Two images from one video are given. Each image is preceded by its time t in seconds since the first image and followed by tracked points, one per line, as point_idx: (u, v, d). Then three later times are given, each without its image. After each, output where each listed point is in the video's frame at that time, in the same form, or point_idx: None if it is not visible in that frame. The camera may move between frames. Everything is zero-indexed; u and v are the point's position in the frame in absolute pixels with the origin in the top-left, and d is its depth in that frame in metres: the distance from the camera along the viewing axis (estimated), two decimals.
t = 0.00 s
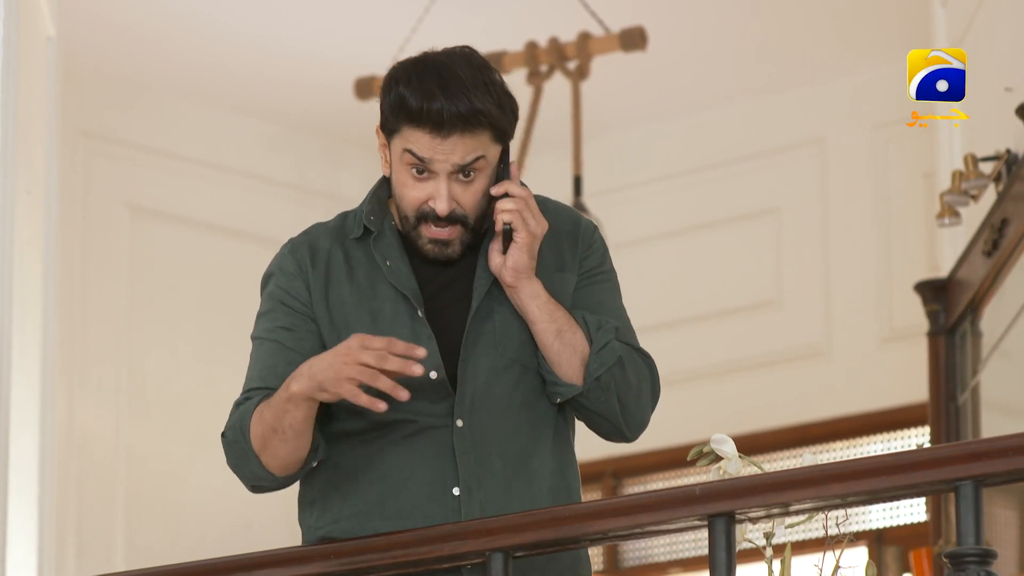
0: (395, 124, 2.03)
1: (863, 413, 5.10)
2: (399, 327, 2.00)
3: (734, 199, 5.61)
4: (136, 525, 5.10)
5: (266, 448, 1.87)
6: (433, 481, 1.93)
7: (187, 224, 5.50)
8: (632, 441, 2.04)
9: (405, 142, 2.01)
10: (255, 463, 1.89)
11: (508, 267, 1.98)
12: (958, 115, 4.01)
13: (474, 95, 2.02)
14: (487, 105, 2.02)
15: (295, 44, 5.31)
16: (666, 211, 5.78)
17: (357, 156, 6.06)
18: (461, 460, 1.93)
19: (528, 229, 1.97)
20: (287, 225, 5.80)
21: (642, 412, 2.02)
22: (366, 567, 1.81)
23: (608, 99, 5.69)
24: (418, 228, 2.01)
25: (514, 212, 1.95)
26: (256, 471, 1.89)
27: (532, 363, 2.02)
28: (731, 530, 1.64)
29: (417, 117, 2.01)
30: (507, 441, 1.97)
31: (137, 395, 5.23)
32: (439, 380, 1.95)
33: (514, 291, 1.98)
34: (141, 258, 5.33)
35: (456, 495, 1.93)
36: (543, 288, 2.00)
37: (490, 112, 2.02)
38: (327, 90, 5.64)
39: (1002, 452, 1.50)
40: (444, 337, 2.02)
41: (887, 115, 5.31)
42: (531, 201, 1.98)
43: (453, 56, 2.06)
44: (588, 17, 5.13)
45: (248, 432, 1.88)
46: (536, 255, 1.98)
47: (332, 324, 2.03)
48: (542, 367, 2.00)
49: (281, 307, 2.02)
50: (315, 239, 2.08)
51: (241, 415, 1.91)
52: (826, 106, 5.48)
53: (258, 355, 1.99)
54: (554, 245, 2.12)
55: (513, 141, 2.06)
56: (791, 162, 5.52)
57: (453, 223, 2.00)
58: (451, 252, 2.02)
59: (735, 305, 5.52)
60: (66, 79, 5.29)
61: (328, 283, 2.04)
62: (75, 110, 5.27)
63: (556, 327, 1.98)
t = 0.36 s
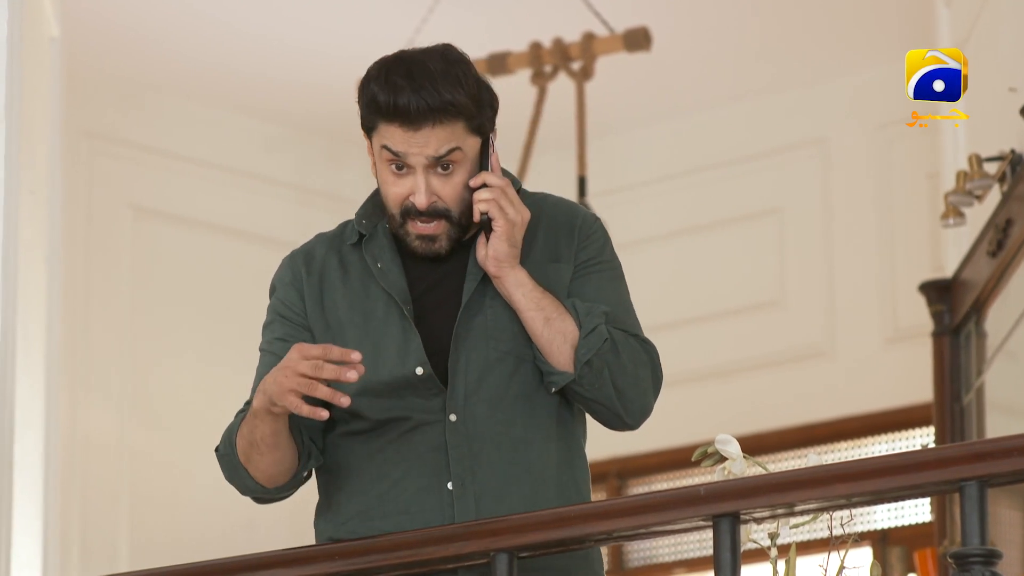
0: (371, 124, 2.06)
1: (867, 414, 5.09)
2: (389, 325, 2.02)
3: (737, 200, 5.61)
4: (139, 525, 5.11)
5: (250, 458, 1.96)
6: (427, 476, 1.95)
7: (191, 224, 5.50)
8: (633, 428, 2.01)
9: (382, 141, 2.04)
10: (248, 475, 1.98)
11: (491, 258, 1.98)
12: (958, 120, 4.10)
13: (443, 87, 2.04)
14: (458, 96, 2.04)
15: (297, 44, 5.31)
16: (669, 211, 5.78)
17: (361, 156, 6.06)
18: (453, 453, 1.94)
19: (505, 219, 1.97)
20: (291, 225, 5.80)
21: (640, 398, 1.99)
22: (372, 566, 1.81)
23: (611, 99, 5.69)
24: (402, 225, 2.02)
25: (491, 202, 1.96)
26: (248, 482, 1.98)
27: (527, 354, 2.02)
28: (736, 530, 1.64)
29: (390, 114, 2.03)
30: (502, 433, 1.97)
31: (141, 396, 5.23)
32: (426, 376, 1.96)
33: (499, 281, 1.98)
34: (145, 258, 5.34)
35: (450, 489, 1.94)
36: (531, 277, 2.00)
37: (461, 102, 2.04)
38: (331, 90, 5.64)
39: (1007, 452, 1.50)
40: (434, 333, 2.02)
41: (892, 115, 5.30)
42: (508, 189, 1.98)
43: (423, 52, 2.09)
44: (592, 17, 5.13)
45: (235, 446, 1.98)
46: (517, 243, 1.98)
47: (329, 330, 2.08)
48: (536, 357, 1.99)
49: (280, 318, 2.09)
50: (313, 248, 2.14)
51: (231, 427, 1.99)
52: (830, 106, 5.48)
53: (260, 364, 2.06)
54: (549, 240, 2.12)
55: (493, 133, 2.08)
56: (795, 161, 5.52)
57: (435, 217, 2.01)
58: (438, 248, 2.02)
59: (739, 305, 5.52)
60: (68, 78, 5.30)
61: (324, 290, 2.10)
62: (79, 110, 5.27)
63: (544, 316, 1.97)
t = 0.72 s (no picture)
0: (402, 104, 2.06)
1: (873, 414, 5.09)
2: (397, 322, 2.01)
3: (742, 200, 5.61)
4: (146, 526, 5.12)
5: (266, 450, 1.90)
6: (436, 472, 1.94)
7: (196, 225, 5.50)
8: (637, 433, 2.02)
9: (414, 122, 2.04)
10: (256, 467, 1.92)
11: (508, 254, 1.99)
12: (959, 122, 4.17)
13: (482, 79, 2.05)
14: (494, 91, 2.06)
15: (302, 44, 5.31)
16: (674, 211, 5.78)
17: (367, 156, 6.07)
18: (463, 449, 1.93)
19: (526, 216, 1.99)
20: (296, 225, 5.81)
21: (646, 400, 2.00)
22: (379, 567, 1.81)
23: (616, 99, 5.69)
24: (419, 210, 2.02)
25: (515, 198, 1.98)
26: (259, 475, 1.92)
27: (532, 354, 2.02)
28: (742, 531, 1.64)
29: (427, 96, 2.04)
30: (509, 430, 1.97)
31: (147, 397, 5.24)
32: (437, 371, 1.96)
33: (513, 279, 1.98)
34: (150, 259, 5.35)
35: (459, 484, 1.93)
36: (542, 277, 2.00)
37: (496, 97, 2.05)
38: (336, 90, 5.65)
39: (1013, 453, 1.50)
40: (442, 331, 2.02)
41: (897, 115, 5.30)
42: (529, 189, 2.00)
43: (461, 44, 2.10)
44: (596, 18, 5.13)
45: (246, 439, 1.92)
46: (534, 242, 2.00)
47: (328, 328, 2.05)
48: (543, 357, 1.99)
49: (274, 316, 2.06)
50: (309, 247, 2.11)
51: (240, 420, 1.94)
52: (835, 106, 5.48)
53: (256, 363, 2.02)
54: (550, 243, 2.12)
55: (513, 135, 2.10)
56: (800, 162, 5.52)
57: (454, 207, 2.01)
58: (449, 238, 2.02)
59: (744, 305, 5.52)
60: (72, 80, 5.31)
61: (322, 288, 2.07)
62: (85, 112, 5.28)
63: (557, 316, 1.97)
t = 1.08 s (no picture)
0: (447, 77, 2.12)
1: (872, 415, 5.09)
2: (414, 299, 2.02)
3: (743, 201, 5.60)
4: (145, 526, 5.12)
5: (250, 386, 1.85)
6: (462, 455, 1.97)
7: (196, 225, 5.50)
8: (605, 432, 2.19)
9: (460, 96, 2.10)
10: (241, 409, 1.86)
11: (537, 243, 2.13)
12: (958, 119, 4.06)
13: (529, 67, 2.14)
14: (534, 81, 2.14)
15: (301, 44, 5.30)
16: (674, 211, 5.78)
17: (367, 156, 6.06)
18: (488, 435, 1.98)
19: (555, 208, 2.16)
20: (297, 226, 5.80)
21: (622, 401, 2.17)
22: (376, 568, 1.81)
23: (616, 100, 5.68)
24: (450, 182, 2.07)
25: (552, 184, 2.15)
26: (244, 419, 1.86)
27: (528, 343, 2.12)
28: (740, 532, 1.64)
29: (478, 74, 2.10)
30: (520, 419, 2.04)
31: (147, 397, 5.24)
32: (464, 353, 2.01)
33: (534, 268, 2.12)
34: (150, 259, 5.34)
35: (486, 470, 1.97)
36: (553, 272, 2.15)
37: (538, 87, 2.14)
38: (336, 90, 5.64)
39: (1012, 454, 1.50)
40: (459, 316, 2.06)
41: (897, 116, 5.30)
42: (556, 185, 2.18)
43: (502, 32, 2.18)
44: (597, 20, 5.13)
45: (232, 382, 1.87)
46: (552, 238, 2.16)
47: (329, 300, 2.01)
48: (542, 348, 2.11)
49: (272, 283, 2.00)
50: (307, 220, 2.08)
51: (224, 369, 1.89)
52: (836, 106, 5.48)
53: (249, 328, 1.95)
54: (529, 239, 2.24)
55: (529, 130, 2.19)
56: (800, 162, 5.52)
57: (483, 186, 2.08)
58: (467, 217, 2.08)
59: (744, 306, 5.52)
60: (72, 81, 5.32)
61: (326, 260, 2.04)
62: (84, 114, 5.29)
63: (567, 309, 2.11)
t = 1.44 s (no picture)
0: (428, 82, 2.12)
1: (860, 419, 5.09)
2: (410, 307, 2.02)
3: (731, 204, 5.60)
4: (132, 531, 5.10)
5: (266, 406, 1.85)
6: (465, 461, 1.98)
7: (183, 228, 5.49)
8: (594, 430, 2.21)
9: (442, 102, 2.10)
10: (254, 431, 1.85)
11: (525, 244, 2.15)
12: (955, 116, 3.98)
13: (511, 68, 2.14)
14: (518, 82, 2.14)
15: (288, 47, 5.29)
16: (662, 215, 5.77)
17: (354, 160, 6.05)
18: (490, 441, 1.99)
19: (542, 209, 2.18)
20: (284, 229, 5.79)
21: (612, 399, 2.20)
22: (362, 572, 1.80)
23: (604, 103, 5.68)
24: (436, 187, 2.08)
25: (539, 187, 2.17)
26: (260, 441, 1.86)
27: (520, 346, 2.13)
28: (727, 536, 1.63)
29: (459, 78, 2.11)
30: (517, 424, 2.05)
31: (134, 401, 5.22)
32: (463, 360, 2.02)
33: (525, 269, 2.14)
34: (137, 262, 5.33)
35: (489, 477, 1.98)
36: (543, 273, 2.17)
37: (521, 89, 2.15)
38: (323, 93, 5.63)
39: (998, 459, 1.50)
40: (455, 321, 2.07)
41: (884, 121, 5.31)
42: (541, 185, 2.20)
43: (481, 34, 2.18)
44: (586, 24, 5.13)
45: (244, 402, 1.86)
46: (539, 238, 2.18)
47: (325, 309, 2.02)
48: (534, 349, 2.13)
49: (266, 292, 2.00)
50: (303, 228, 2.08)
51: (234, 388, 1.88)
52: (824, 111, 5.48)
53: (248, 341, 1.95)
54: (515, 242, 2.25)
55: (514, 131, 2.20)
56: (788, 167, 5.52)
57: (469, 191, 2.09)
58: (456, 219, 2.09)
59: (733, 310, 5.52)
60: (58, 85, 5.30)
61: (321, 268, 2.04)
62: (70, 117, 5.28)
63: (556, 309, 2.13)
